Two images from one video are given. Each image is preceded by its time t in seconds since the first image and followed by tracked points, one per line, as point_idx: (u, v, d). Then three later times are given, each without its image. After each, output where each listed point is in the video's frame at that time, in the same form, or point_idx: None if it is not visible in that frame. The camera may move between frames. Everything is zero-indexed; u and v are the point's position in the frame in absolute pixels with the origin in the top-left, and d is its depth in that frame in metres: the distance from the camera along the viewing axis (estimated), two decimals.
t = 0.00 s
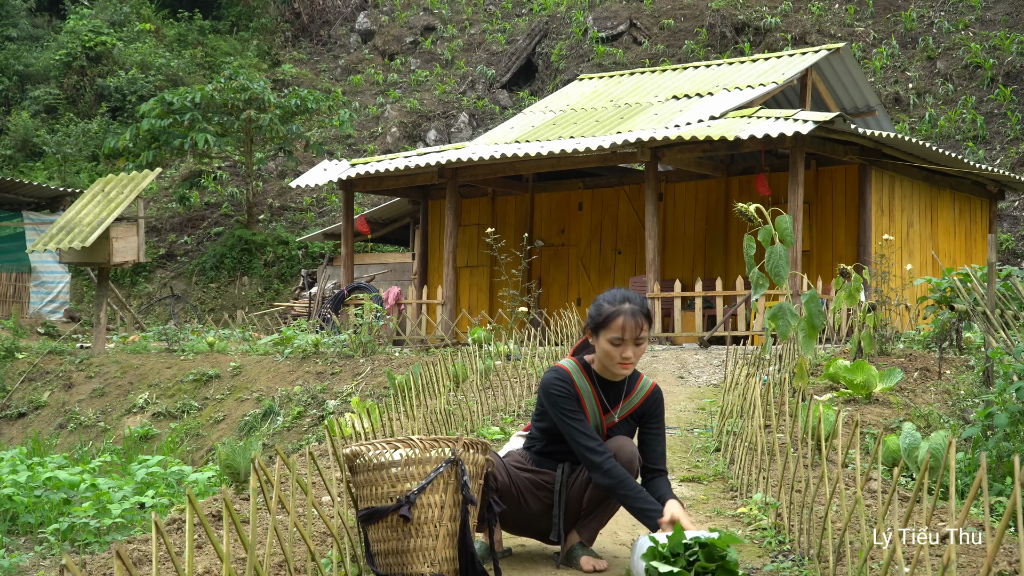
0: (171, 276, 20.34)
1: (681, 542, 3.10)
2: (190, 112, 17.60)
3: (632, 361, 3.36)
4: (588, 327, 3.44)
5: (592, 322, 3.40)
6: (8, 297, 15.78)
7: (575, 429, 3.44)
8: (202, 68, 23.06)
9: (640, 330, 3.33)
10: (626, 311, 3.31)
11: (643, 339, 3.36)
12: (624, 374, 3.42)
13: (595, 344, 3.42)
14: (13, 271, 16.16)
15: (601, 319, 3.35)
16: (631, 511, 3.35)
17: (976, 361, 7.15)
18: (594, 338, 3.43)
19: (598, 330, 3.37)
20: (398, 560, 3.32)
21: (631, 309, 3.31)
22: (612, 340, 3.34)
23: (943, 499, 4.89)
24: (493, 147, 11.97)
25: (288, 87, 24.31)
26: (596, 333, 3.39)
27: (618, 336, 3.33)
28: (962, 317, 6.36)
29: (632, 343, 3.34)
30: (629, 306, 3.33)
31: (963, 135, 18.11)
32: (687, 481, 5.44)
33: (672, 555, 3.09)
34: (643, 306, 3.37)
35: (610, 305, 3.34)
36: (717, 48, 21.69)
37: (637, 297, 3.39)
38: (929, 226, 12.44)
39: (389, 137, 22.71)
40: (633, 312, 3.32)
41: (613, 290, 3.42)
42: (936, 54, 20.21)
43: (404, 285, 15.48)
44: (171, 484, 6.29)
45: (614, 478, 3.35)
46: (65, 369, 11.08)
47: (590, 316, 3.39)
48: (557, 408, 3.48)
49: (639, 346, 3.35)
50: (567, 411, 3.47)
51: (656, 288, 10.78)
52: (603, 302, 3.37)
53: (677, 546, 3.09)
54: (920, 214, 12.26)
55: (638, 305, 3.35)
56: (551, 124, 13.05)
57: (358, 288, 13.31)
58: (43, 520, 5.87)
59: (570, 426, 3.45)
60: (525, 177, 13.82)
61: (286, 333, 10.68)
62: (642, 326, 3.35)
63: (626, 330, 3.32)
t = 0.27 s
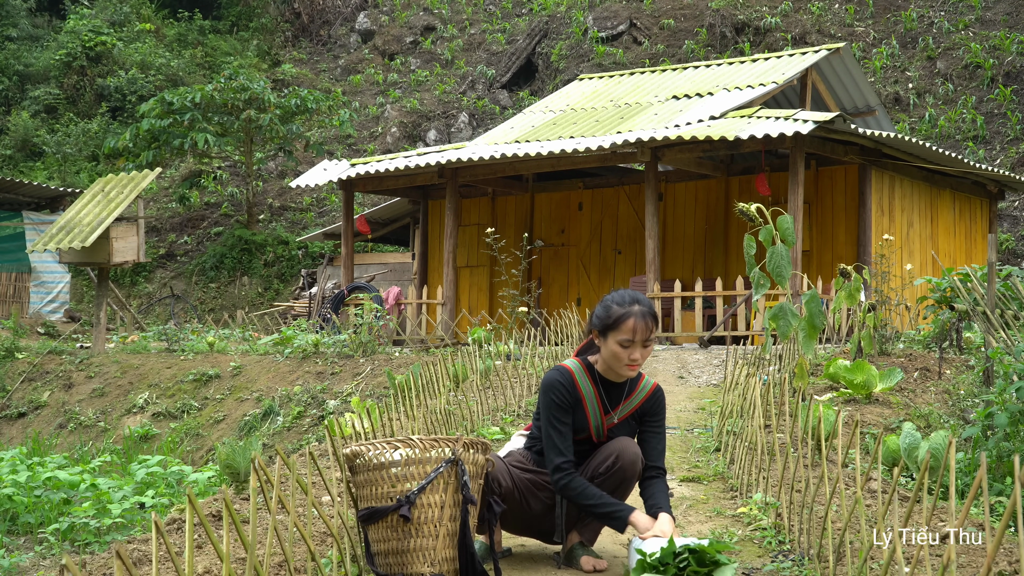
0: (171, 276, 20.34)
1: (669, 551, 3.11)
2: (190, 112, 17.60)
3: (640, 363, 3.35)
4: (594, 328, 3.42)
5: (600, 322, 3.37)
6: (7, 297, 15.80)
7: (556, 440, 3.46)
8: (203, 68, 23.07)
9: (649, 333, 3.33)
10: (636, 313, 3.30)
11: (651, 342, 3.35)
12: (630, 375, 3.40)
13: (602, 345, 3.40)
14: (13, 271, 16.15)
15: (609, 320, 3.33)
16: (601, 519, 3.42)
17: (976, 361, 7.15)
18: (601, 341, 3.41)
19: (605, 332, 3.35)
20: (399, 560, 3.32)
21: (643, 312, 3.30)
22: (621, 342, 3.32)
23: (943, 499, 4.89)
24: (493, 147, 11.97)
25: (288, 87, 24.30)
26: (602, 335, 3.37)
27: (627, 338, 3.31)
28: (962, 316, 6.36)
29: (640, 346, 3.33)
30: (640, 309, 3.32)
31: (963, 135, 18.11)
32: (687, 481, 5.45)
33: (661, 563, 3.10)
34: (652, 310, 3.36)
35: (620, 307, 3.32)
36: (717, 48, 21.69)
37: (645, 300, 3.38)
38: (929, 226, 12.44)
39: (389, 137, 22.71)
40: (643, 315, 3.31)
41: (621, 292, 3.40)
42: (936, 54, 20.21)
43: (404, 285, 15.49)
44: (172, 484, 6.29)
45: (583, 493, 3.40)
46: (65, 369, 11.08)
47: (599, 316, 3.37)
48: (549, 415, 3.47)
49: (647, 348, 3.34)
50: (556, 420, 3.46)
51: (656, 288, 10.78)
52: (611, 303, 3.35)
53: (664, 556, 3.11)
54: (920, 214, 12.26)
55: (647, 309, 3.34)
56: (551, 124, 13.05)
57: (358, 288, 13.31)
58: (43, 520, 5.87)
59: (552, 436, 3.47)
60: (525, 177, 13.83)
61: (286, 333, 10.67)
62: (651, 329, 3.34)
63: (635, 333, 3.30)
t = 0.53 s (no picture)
0: (171, 276, 20.35)
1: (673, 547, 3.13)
2: (190, 112, 17.60)
3: (641, 365, 3.35)
4: (596, 330, 3.41)
5: (602, 324, 3.37)
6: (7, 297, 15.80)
7: (547, 441, 3.47)
8: (203, 68, 23.07)
9: (651, 336, 3.33)
10: (639, 315, 3.30)
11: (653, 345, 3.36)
12: (631, 377, 3.40)
13: (603, 347, 3.40)
14: (13, 271, 16.15)
15: (612, 322, 3.33)
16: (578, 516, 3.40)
17: (976, 361, 7.15)
18: (603, 343, 3.40)
19: (607, 334, 3.34)
20: (398, 560, 3.32)
21: (646, 314, 3.30)
22: (623, 344, 3.31)
23: (943, 499, 4.89)
24: (493, 147, 11.96)
25: (288, 88, 24.30)
26: (604, 337, 3.36)
27: (630, 340, 3.30)
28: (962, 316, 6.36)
29: (642, 349, 3.33)
30: (643, 311, 3.32)
31: (963, 135, 18.11)
32: (687, 481, 5.44)
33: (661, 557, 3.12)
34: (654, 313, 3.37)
35: (623, 308, 3.32)
36: (717, 48, 21.69)
37: (647, 304, 3.38)
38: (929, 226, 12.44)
39: (389, 137, 22.71)
40: (646, 317, 3.32)
41: (623, 294, 3.40)
42: (936, 54, 20.21)
43: (404, 285, 15.49)
44: (172, 484, 6.29)
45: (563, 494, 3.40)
46: (65, 369, 11.08)
47: (601, 318, 3.37)
48: (544, 417, 3.47)
49: (649, 350, 3.34)
50: (550, 423, 3.47)
51: (656, 288, 10.78)
52: (614, 305, 3.35)
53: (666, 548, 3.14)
54: (920, 213, 12.26)
55: (649, 311, 3.35)
56: (551, 124, 13.05)
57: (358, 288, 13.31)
58: (43, 520, 5.87)
59: (544, 438, 3.48)
60: (525, 177, 13.83)
61: (286, 333, 10.67)
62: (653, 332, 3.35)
63: (638, 335, 3.30)
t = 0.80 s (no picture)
0: (171, 276, 20.35)
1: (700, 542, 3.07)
2: (190, 112, 17.60)
3: (641, 365, 3.35)
4: (595, 330, 3.41)
5: (600, 325, 3.37)
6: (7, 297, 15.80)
7: (560, 443, 3.43)
8: (202, 68, 23.07)
9: (651, 335, 3.32)
10: (637, 315, 3.29)
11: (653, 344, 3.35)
12: (632, 377, 3.40)
13: (603, 348, 3.40)
14: (13, 271, 16.15)
15: (610, 323, 3.32)
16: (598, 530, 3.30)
17: (976, 361, 7.15)
18: (603, 342, 3.40)
19: (606, 334, 3.35)
20: (398, 560, 3.32)
21: (644, 314, 3.29)
22: (622, 344, 3.31)
23: (943, 499, 4.89)
24: (493, 147, 11.96)
25: (288, 87, 24.29)
26: (603, 337, 3.36)
27: (628, 340, 3.30)
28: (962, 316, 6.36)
29: (642, 348, 3.33)
30: (642, 310, 3.31)
31: (963, 135, 18.10)
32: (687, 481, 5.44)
33: (682, 549, 3.05)
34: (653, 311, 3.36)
35: (620, 308, 3.32)
36: (717, 48, 21.69)
37: (646, 301, 3.37)
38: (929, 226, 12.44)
39: (389, 137, 22.71)
40: (645, 316, 3.31)
41: (622, 292, 3.40)
42: (937, 54, 20.21)
43: (404, 285, 15.48)
44: (172, 484, 6.29)
45: (586, 503, 3.29)
46: (65, 369, 11.08)
47: (599, 319, 3.37)
48: (551, 417, 3.45)
49: (649, 350, 3.34)
50: (559, 424, 3.45)
51: (656, 288, 10.78)
52: (612, 305, 3.35)
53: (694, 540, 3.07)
54: (920, 213, 12.26)
55: (648, 310, 3.34)
56: (551, 124, 13.05)
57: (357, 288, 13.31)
58: (43, 520, 5.87)
59: (555, 440, 3.45)
60: (525, 177, 13.83)
61: (286, 333, 10.67)
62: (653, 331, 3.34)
63: (637, 334, 3.30)
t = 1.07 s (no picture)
0: (171, 276, 20.35)
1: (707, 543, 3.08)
2: (190, 112, 17.60)
3: (641, 367, 3.34)
4: (594, 333, 3.41)
5: (598, 328, 3.37)
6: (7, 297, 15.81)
7: (566, 445, 3.42)
8: (202, 67, 23.07)
9: (648, 336, 3.31)
10: (632, 316, 3.29)
11: (651, 345, 3.34)
12: (633, 379, 3.39)
13: (602, 350, 3.39)
14: (13, 271, 16.15)
15: (607, 325, 3.32)
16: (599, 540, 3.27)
17: (976, 361, 7.15)
18: (602, 345, 3.40)
19: (604, 336, 3.35)
20: (398, 560, 3.32)
21: (641, 315, 3.28)
22: (620, 346, 3.31)
23: (943, 499, 4.89)
24: (493, 147, 11.96)
25: (288, 87, 24.29)
26: (602, 339, 3.37)
27: (625, 342, 3.30)
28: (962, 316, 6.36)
29: (640, 349, 3.32)
30: (637, 311, 3.30)
31: (963, 135, 18.10)
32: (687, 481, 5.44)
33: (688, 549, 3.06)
34: (651, 312, 3.35)
35: (616, 310, 3.32)
36: (717, 48, 21.69)
37: (643, 302, 3.37)
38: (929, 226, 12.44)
39: (389, 137, 22.71)
40: (641, 318, 3.30)
41: (619, 294, 3.40)
42: (936, 54, 20.21)
43: (404, 285, 15.48)
44: (172, 484, 6.29)
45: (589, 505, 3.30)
46: (65, 369, 11.08)
47: (596, 322, 3.37)
48: (555, 419, 3.45)
49: (648, 350, 3.33)
50: (563, 426, 3.44)
51: (656, 288, 10.78)
52: (609, 308, 3.35)
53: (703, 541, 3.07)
54: (920, 213, 12.26)
55: (645, 311, 3.33)
56: (551, 124, 13.04)
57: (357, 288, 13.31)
58: (43, 520, 5.87)
59: (560, 441, 3.44)
60: (525, 177, 13.82)
61: (286, 333, 10.67)
62: (651, 332, 3.33)
63: (633, 336, 3.29)
